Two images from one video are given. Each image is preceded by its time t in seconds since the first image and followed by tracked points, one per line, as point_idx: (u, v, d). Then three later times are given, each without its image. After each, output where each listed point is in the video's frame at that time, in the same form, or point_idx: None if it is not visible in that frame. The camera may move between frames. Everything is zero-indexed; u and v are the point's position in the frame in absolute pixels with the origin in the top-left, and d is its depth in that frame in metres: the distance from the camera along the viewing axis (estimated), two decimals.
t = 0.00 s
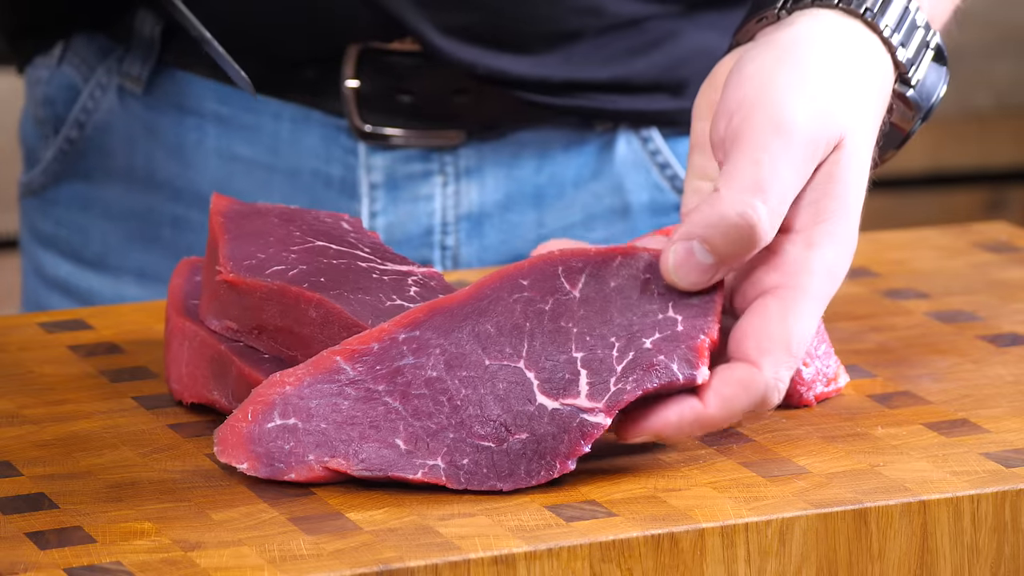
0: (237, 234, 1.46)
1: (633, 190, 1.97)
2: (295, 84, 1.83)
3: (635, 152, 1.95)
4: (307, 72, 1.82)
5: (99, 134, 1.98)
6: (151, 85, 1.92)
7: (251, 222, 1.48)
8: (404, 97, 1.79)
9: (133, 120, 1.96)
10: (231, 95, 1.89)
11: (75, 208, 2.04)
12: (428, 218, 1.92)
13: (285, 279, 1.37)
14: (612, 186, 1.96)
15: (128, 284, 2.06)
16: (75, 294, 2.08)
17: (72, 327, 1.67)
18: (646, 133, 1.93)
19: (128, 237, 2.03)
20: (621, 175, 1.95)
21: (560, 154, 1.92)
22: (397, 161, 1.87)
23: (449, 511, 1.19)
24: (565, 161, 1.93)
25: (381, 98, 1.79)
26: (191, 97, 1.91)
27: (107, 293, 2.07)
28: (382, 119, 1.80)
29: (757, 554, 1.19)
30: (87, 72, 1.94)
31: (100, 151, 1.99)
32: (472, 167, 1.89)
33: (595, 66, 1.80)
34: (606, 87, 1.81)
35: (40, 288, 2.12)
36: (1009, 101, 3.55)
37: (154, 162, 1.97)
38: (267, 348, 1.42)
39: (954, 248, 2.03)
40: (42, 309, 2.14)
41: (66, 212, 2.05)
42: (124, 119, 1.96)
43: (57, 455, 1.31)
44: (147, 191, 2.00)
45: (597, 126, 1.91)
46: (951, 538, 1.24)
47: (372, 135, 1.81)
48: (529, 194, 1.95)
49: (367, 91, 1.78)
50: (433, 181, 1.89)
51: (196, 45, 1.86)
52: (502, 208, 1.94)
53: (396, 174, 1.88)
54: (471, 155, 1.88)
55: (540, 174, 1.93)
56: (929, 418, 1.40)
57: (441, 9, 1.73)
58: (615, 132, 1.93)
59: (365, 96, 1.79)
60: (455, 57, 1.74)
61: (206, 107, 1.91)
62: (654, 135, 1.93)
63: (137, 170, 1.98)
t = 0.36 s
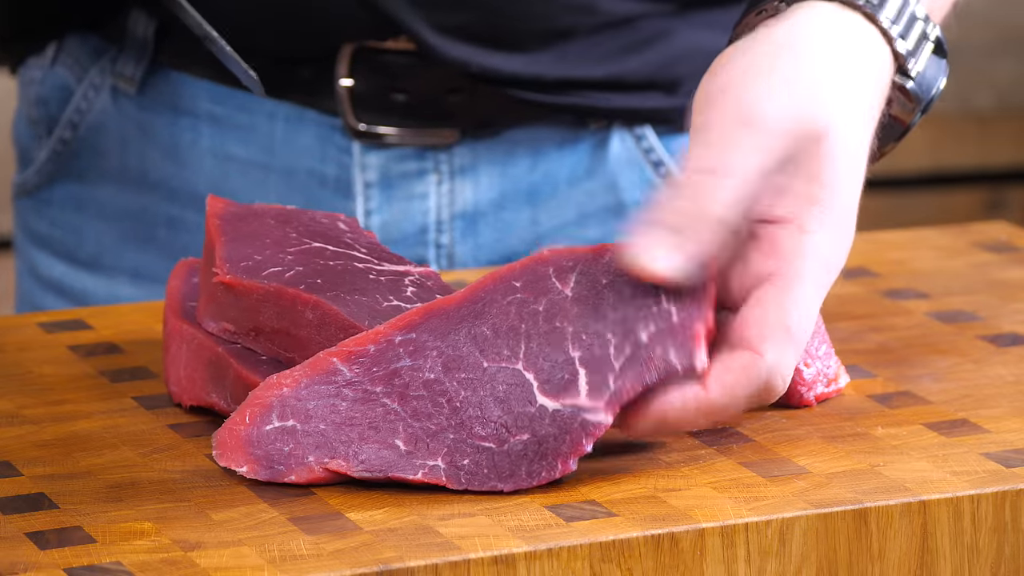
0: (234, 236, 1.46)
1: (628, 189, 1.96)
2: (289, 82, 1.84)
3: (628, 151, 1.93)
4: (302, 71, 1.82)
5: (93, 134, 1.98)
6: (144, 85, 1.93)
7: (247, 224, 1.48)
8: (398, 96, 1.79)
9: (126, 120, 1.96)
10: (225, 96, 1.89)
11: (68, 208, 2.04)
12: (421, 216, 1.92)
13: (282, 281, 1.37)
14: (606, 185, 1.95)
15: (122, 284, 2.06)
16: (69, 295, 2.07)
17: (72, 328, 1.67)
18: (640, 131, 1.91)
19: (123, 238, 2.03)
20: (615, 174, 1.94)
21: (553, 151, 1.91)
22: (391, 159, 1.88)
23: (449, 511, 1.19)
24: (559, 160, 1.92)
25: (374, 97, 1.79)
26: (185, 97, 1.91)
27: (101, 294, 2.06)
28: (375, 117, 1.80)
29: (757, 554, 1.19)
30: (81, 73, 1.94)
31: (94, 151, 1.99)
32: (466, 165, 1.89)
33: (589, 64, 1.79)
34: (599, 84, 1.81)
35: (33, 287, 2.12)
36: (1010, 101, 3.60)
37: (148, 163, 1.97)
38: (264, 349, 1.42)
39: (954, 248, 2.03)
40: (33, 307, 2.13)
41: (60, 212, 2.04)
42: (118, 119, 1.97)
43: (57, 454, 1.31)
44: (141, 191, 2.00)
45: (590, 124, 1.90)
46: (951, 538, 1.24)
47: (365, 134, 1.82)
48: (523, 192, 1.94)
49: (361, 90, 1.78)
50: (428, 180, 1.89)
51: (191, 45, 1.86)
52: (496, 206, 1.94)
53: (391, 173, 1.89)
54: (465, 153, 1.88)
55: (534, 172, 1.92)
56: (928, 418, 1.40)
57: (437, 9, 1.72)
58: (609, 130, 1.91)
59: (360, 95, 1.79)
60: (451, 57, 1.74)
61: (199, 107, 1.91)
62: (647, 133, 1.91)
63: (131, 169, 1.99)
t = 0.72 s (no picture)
0: (231, 238, 1.45)
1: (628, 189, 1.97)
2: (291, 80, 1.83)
3: (629, 151, 1.94)
4: (302, 70, 1.82)
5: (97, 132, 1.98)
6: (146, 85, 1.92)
7: (242, 225, 1.48)
8: (398, 96, 1.80)
9: (129, 119, 1.96)
10: (228, 95, 1.89)
11: (73, 206, 2.06)
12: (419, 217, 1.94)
13: (279, 283, 1.37)
14: (607, 184, 1.97)
15: (124, 282, 2.07)
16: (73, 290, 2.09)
17: (73, 328, 1.66)
18: (642, 133, 1.91)
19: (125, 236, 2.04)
20: (615, 174, 1.96)
21: (557, 153, 1.94)
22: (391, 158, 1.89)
23: (449, 511, 1.19)
24: (560, 161, 1.94)
25: (373, 98, 1.80)
26: (189, 96, 1.92)
27: (103, 290, 2.07)
28: (377, 118, 1.81)
29: (757, 554, 1.19)
30: (85, 71, 1.94)
31: (97, 149, 2.00)
32: (466, 165, 1.91)
33: (589, 65, 1.81)
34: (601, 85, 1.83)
35: (41, 286, 2.14)
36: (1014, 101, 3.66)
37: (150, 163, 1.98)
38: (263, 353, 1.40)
39: (954, 248, 2.02)
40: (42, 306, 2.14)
41: (63, 210, 2.06)
42: (121, 117, 1.96)
43: (57, 455, 1.31)
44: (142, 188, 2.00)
45: (592, 125, 1.91)
46: (951, 538, 1.23)
47: (366, 133, 1.82)
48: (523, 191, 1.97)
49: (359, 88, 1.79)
50: (427, 179, 1.91)
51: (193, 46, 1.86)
52: (495, 206, 1.96)
53: (391, 172, 1.90)
54: (465, 153, 1.90)
55: (534, 172, 1.94)
56: (928, 418, 1.40)
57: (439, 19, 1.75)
58: (608, 132, 1.93)
59: (359, 95, 1.80)
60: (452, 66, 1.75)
61: (201, 106, 1.91)
62: (649, 135, 1.91)
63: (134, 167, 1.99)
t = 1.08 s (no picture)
0: (230, 238, 1.45)
1: (643, 186, 2.01)
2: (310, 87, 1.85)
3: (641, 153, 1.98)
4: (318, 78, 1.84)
5: (110, 131, 1.98)
6: (158, 90, 1.93)
7: (240, 226, 1.48)
8: (418, 105, 1.83)
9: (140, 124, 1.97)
10: (245, 101, 1.90)
11: (77, 204, 2.06)
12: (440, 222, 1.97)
13: (277, 284, 1.37)
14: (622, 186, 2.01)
15: (137, 277, 2.08)
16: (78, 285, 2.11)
17: (72, 328, 1.66)
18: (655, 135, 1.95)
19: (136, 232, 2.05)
20: (628, 175, 1.99)
21: (568, 155, 1.97)
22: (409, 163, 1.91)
23: (449, 511, 1.19)
24: (571, 164, 1.98)
25: (392, 107, 1.83)
26: (207, 102, 1.92)
27: (112, 285, 2.09)
28: (395, 125, 1.84)
29: (757, 555, 1.19)
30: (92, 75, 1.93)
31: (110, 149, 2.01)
32: (483, 168, 1.94)
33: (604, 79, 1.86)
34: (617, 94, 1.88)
35: (37, 279, 2.15)
36: (1014, 101, 3.65)
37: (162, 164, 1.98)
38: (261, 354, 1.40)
39: (955, 248, 2.02)
40: (40, 302, 2.16)
41: (70, 207, 2.07)
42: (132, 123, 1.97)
43: (57, 455, 1.31)
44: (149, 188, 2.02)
45: (605, 130, 1.95)
46: (951, 538, 1.23)
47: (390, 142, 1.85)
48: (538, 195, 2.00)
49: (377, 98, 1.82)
50: (444, 184, 1.94)
51: (211, 52, 1.87)
52: (513, 209, 2.00)
53: (408, 176, 1.92)
54: (482, 157, 1.93)
55: (548, 176, 1.98)
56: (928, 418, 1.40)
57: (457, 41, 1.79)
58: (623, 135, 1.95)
59: (379, 104, 1.82)
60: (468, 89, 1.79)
61: (220, 112, 1.92)
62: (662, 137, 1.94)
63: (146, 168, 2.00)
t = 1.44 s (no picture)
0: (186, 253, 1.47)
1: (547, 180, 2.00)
2: (210, 117, 1.85)
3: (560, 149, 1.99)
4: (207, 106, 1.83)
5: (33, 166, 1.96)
6: (28, 118, 1.95)
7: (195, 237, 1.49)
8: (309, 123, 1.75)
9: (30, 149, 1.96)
10: (122, 125, 1.90)
11: None
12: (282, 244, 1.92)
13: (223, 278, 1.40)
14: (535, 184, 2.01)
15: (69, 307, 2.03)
16: None
17: (72, 327, 1.66)
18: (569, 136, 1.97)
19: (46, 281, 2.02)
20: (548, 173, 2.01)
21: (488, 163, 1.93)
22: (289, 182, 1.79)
23: (449, 511, 1.19)
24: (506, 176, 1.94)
25: (276, 125, 1.77)
26: (81, 129, 1.92)
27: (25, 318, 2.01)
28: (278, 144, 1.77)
29: (757, 554, 1.19)
30: None
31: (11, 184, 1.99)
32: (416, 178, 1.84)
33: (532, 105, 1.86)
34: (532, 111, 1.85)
35: None
36: (1013, 101, 3.66)
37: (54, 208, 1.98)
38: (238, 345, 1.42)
39: (954, 248, 2.02)
40: None
41: None
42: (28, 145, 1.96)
43: (57, 455, 1.31)
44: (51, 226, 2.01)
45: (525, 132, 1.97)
46: (951, 538, 1.24)
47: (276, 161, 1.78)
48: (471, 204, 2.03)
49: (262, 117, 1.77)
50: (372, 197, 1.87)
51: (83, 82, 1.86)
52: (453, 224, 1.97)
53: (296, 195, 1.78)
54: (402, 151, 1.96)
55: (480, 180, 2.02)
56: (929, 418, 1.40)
57: (341, 61, 1.76)
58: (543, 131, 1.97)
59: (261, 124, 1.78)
60: (358, 107, 1.75)
61: (97, 140, 1.92)
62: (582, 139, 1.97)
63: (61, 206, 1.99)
